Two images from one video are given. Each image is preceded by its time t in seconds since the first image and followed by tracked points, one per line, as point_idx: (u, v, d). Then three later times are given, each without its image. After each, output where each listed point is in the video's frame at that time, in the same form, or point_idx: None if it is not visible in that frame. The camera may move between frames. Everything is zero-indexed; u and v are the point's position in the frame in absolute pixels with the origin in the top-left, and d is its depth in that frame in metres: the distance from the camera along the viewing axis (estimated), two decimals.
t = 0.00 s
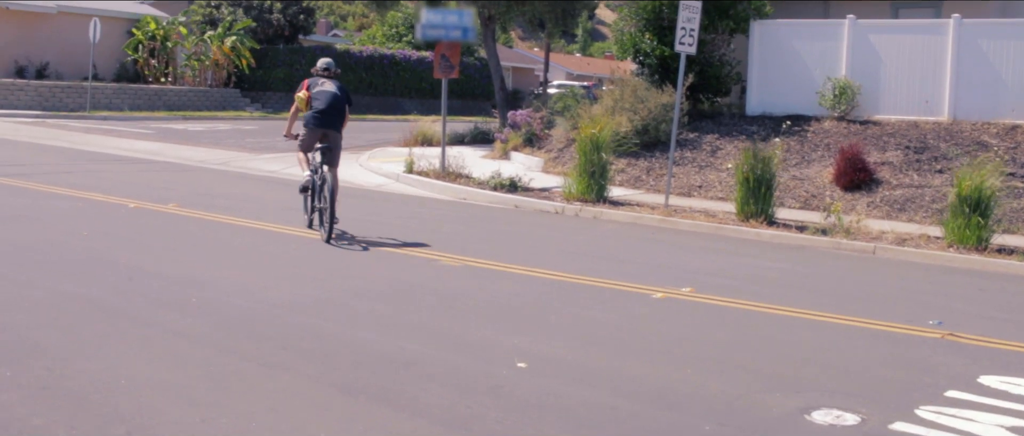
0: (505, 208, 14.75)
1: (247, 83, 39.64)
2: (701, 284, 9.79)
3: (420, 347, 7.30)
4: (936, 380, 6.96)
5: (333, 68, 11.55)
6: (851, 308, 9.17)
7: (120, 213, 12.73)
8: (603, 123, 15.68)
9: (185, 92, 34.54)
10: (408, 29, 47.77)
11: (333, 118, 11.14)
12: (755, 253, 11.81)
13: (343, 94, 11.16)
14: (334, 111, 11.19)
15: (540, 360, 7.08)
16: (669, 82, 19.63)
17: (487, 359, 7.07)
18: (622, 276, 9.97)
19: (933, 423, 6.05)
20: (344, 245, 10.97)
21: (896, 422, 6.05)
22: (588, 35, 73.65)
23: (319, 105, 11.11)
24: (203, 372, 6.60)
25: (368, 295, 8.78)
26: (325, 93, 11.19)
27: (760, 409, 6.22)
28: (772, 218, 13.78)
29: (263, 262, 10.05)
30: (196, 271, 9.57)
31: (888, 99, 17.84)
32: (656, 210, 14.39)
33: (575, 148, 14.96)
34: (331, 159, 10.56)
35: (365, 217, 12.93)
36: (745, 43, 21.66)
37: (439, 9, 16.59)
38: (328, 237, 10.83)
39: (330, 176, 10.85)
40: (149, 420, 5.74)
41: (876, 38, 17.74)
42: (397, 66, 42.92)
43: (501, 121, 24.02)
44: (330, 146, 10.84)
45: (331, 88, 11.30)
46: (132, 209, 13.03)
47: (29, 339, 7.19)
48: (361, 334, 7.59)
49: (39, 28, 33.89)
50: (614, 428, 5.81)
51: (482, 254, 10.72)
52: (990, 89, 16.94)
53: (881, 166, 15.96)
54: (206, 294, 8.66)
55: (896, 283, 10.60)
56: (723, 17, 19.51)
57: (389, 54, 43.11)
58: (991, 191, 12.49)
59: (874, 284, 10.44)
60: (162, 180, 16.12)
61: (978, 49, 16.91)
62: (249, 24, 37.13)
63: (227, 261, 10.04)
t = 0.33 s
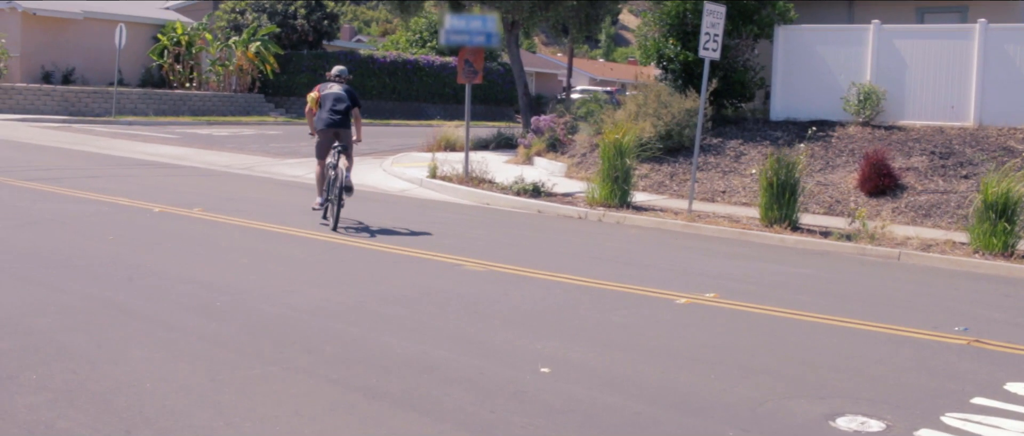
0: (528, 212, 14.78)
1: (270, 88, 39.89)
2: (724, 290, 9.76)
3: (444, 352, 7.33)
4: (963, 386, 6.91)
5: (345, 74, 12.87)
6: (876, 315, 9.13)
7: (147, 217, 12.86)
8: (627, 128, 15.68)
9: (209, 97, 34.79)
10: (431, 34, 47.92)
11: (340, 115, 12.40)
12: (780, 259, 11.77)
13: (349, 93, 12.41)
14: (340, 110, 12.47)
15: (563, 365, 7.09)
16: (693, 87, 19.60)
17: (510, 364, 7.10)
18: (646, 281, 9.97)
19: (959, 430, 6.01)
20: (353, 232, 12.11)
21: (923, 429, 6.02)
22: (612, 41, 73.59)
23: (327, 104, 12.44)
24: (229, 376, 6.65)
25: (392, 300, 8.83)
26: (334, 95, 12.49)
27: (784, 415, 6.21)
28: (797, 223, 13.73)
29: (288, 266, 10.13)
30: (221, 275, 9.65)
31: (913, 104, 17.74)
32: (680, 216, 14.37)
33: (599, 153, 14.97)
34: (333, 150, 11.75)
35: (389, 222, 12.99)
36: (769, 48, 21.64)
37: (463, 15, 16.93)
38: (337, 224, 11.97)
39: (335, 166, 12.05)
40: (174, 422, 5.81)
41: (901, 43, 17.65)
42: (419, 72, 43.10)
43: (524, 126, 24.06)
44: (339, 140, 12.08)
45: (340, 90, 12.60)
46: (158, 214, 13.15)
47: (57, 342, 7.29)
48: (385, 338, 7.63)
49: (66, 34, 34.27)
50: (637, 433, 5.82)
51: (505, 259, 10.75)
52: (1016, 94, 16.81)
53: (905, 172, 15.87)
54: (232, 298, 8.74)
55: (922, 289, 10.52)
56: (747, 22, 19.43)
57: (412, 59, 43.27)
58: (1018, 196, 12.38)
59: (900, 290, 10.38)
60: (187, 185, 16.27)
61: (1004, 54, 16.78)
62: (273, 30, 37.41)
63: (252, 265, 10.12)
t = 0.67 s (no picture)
0: (529, 218, 14.78)
1: (273, 92, 39.92)
2: (725, 296, 9.76)
3: (444, 356, 7.33)
4: (962, 393, 6.91)
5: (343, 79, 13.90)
6: (877, 321, 9.12)
7: (148, 220, 12.86)
8: (628, 134, 15.69)
9: (212, 101, 34.83)
10: (434, 39, 47.96)
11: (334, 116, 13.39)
12: (781, 265, 11.76)
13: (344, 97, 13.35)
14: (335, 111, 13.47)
15: (563, 371, 7.09)
16: (694, 93, 19.60)
17: (510, 369, 7.09)
18: (648, 287, 9.96)
19: None
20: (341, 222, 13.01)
21: None
22: (614, 47, 73.71)
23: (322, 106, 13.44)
24: (229, 379, 6.65)
25: (393, 305, 8.82)
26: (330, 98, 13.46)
27: (784, 421, 6.20)
28: (798, 230, 13.72)
29: (289, 269, 10.13)
30: (222, 278, 9.65)
31: (915, 111, 17.75)
32: (681, 222, 14.37)
33: (600, 159, 14.97)
34: (322, 147, 12.73)
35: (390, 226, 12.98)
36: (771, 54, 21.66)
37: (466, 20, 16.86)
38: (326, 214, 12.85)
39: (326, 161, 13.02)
40: (174, 426, 5.80)
41: (903, 50, 17.65)
42: (421, 76, 43.13)
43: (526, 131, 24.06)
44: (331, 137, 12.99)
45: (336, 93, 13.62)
46: (159, 217, 13.16)
47: (57, 345, 7.29)
48: (385, 343, 7.63)
49: (69, 37, 34.34)
50: None
51: (506, 264, 10.75)
52: (1018, 102, 16.81)
53: (906, 179, 15.86)
54: (232, 302, 8.74)
55: (923, 296, 10.52)
56: (749, 28, 19.38)
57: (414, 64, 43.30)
58: (1019, 204, 12.38)
59: (900, 297, 10.38)
60: (189, 188, 16.26)
61: (1005, 61, 16.79)
62: (275, 33, 37.56)
63: (252, 269, 10.12)
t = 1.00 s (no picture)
0: (512, 221, 14.76)
1: (256, 95, 39.80)
2: (708, 299, 9.76)
3: (425, 361, 7.29)
4: (943, 396, 6.93)
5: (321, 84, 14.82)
6: (858, 325, 9.14)
7: (129, 224, 12.77)
8: (612, 137, 15.71)
9: (195, 104, 34.66)
10: (418, 42, 47.91)
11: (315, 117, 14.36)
12: (763, 268, 11.78)
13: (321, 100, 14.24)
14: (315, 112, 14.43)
15: (546, 375, 7.06)
16: (678, 96, 19.67)
17: (492, 373, 7.06)
18: (630, 290, 9.96)
19: None
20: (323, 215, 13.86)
21: None
22: (598, 50, 73.90)
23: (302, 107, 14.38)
24: (209, 384, 6.60)
25: (375, 308, 8.78)
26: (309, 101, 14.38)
27: (766, 424, 6.20)
28: (780, 233, 13.75)
29: (271, 274, 10.07)
30: (203, 283, 9.58)
31: (897, 114, 17.83)
32: (664, 225, 14.38)
33: (584, 162, 14.97)
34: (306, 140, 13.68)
35: (373, 230, 12.94)
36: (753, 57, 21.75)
37: (449, 23, 16.99)
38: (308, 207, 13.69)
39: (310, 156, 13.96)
40: (154, 431, 5.75)
41: (885, 53, 17.74)
42: (405, 79, 43.08)
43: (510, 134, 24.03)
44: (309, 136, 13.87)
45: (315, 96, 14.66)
46: (140, 221, 13.06)
47: (35, 350, 7.21)
48: (367, 347, 7.59)
49: (51, 40, 34.13)
50: None
51: (489, 267, 10.72)
52: (999, 105, 16.91)
53: (889, 182, 15.93)
54: (213, 306, 8.68)
55: (904, 299, 10.55)
56: (732, 31, 19.40)
57: (398, 67, 43.24)
58: (1000, 207, 12.44)
59: (882, 300, 10.41)
60: (171, 192, 16.15)
61: (987, 64, 16.89)
62: (259, 36, 37.38)
63: (234, 273, 10.06)
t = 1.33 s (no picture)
0: (495, 224, 14.75)
1: (237, 98, 39.67)
2: (690, 301, 9.77)
3: (408, 364, 7.26)
4: (924, 397, 6.95)
5: (303, 90, 15.45)
6: (840, 326, 9.17)
7: (110, 228, 12.67)
8: (594, 139, 15.72)
9: (176, 107, 34.50)
10: (400, 45, 47.86)
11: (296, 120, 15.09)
12: (744, 270, 11.81)
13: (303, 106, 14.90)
14: (297, 118, 15.08)
15: (529, 378, 7.05)
16: (659, 99, 19.74)
17: (475, 376, 7.04)
18: (613, 292, 9.96)
19: None
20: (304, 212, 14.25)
21: None
22: (579, 53, 74.10)
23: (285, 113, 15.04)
24: (190, 388, 6.55)
25: (357, 312, 8.75)
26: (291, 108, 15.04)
27: (748, 426, 6.20)
28: (762, 235, 13.79)
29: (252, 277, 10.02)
30: (184, 287, 9.51)
31: (878, 117, 17.94)
32: (646, 227, 14.40)
33: (566, 165, 14.97)
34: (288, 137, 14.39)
35: (355, 233, 12.89)
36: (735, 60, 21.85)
37: (431, 26, 16.81)
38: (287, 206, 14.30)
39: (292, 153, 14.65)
40: None
41: (866, 56, 17.84)
42: (387, 83, 43.04)
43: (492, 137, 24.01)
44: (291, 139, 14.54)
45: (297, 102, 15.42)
46: (121, 224, 12.97)
47: (14, 355, 7.14)
48: (349, 351, 7.55)
49: (30, 44, 33.89)
50: None
51: (472, 270, 10.70)
52: (979, 107, 17.02)
53: (870, 184, 16.01)
54: (194, 310, 8.62)
55: (885, 300, 10.60)
56: (714, 34, 19.47)
57: (380, 70, 43.18)
58: (980, 208, 12.51)
59: (862, 301, 10.46)
60: (152, 195, 16.04)
61: (967, 66, 17.00)
62: (240, 40, 37.26)
63: (215, 277, 9.99)
